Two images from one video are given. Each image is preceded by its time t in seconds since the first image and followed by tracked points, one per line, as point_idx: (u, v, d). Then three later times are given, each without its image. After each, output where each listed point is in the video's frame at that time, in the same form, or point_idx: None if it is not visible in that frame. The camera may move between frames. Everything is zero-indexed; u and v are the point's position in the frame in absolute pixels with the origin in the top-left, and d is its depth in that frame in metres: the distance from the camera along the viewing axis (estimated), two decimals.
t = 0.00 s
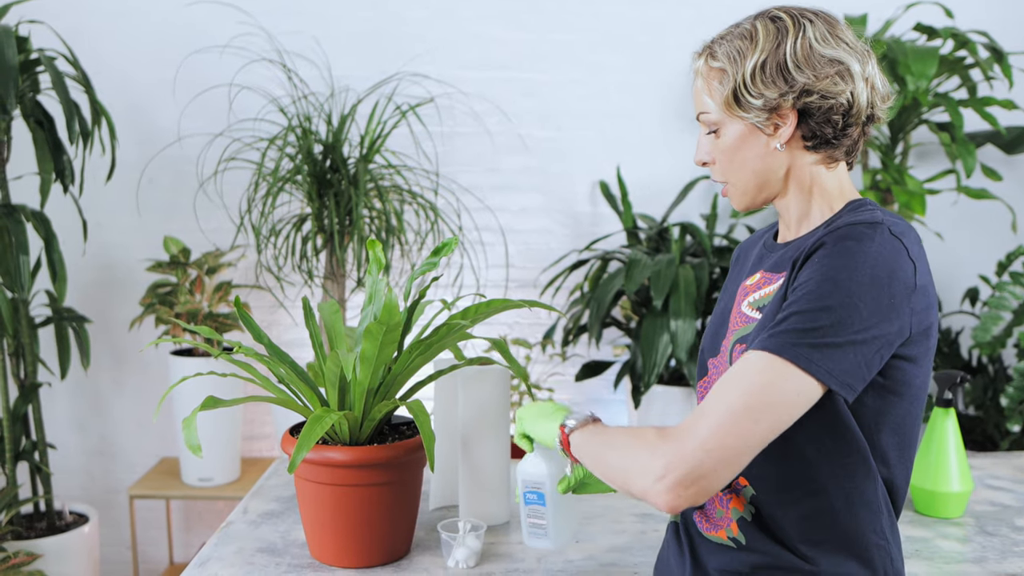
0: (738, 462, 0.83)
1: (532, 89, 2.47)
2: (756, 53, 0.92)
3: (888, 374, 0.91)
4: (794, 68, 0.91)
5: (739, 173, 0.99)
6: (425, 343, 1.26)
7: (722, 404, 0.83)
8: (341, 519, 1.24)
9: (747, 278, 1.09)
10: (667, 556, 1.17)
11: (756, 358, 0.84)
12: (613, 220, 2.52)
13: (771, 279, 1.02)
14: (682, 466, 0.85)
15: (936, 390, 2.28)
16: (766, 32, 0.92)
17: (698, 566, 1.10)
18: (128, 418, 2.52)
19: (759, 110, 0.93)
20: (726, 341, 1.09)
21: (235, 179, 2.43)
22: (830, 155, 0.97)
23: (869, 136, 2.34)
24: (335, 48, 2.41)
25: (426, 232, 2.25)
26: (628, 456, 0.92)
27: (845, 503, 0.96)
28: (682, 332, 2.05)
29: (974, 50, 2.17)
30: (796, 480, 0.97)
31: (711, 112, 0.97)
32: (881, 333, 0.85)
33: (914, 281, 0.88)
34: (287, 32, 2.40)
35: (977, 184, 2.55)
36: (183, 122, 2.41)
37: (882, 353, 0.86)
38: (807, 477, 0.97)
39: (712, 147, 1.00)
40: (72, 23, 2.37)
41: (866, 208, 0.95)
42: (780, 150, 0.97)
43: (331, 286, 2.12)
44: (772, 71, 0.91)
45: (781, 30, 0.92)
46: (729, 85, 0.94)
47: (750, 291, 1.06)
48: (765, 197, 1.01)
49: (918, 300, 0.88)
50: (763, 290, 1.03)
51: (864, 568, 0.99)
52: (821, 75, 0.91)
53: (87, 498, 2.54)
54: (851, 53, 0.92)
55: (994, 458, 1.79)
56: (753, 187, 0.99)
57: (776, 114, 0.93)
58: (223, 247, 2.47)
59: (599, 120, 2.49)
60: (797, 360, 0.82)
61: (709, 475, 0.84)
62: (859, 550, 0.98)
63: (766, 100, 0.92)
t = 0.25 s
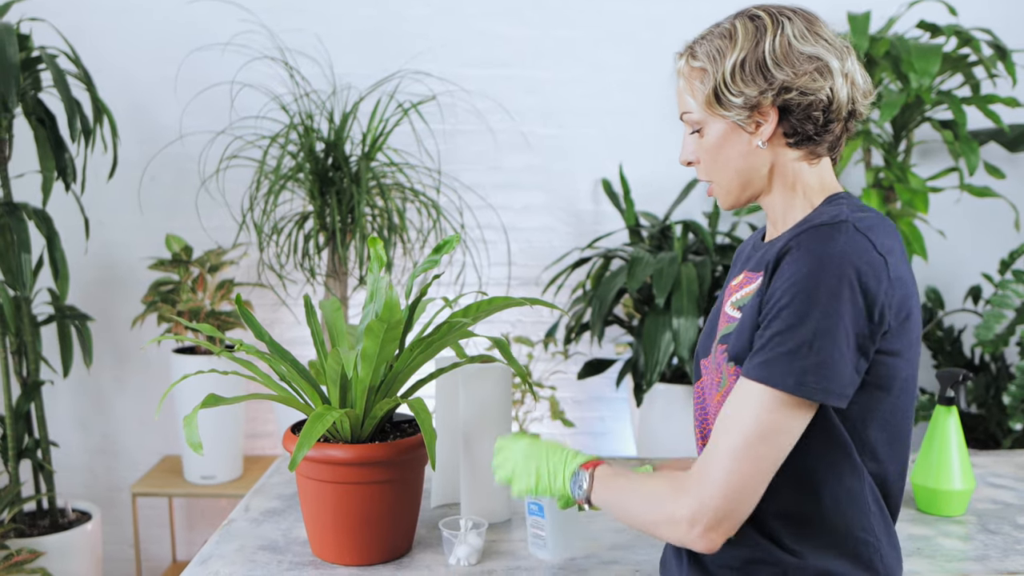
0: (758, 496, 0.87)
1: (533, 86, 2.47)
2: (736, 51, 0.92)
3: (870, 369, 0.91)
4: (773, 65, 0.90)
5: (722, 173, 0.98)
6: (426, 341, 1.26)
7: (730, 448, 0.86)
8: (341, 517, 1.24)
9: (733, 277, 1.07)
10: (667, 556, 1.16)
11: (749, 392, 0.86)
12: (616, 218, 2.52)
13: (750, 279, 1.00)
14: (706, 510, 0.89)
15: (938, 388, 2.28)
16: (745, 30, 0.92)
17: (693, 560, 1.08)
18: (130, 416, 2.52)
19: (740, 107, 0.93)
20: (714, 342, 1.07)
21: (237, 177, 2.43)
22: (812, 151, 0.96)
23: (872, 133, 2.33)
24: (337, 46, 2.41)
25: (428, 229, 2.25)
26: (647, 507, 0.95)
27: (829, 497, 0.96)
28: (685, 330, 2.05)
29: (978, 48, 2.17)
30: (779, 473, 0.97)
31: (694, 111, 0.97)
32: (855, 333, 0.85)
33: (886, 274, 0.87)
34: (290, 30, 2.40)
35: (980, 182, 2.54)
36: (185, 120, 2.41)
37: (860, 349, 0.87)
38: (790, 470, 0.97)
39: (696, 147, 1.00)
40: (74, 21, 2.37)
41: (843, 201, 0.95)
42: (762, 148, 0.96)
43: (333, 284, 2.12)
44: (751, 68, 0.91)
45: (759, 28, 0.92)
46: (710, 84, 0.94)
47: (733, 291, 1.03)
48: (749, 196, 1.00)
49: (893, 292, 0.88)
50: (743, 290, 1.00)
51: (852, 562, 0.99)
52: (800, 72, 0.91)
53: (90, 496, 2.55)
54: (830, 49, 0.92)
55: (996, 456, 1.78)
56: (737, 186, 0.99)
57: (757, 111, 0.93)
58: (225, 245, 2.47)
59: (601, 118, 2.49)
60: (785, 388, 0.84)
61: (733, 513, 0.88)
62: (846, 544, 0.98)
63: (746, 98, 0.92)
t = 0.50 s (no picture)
0: (727, 477, 0.92)
1: (535, 85, 2.47)
2: (722, 51, 0.93)
3: (853, 367, 0.93)
4: (759, 64, 0.91)
5: (711, 173, 0.99)
6: (427, 340, 1.25)
7: (700, 438, 0.91)
8: (342, 516, 1.24)
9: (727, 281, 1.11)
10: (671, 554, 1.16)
11: (714, 386, 0.91)
12: (618, 216, 2.52)
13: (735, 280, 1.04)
14: (681, 497, 0.94)
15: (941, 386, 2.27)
16: (730, 30, 0.93)
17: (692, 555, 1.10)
18: (133, 414, 2.52)
19: (727, 107, 0.93)
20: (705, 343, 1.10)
21: (239, 175, 2.43)
22: (800, 148, 0.97)
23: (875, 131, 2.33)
24: (339, 44, 2.41)
25: (430, 227, 2.24)
26: (631, 507, 1.00)
27: (820, 494, 0.97)
28: (687, 329, 2.05)
29: (981, 45, 2.16)
30: (767, 470, 0.99)
31: (682, 112, 0.98)
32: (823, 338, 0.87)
33: (856, 278, 0.88)
34: (292, 28, 2.40)
35: (983, 180, 2.53)
36: (187, 118, 2.41)
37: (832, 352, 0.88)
38: (779, 467, 0.98)
39: (685, 148, 1.00)
40: (76, 19, 2.37)
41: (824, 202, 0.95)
42: (750, 147, 0.97)
43: (335, 282, 2.12)
44: (738, 68, 0.92)
45: (744, 27, 0.93)
46: (698, 85, 0.95)
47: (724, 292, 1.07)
48: (737, 196, 1.01)
49: (867, 295, 0.89)
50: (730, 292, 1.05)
51: (846, 559, 0.99)
52: (785, 70, 0.91)
53: (92, 495, 2.55)
54: (814, 47, 0.93)
55: (999, 455, 1.78)
56: (725, 186, 0.99)
57: (744, 111, 0.94)
58: (227, 243, 2.47)
59: (603, 116, 2.49)
60: (750, 392, 0.88)
61: (706, 498, 0.93)
62: (840, 541, 0.98)
63: (734, 97, 0.93)
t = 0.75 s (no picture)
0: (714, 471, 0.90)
1: (537, 83, 2.46)
2: (711, 51, 0.93)
3: (848, 360, 0.92)
4: (748, 63, 0.91)
5: (702, 172, 0.98)
6: (430, 338, 1.25)
7: (687, 428, 0.90)
8: (345, 516, 1.24)
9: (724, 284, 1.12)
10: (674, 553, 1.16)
11: (706, 374, 0.90)
12: (620, 215, 2.52)
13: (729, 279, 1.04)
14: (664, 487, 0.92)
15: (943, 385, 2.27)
16: (719, 30, 0.93)
17: (696, 555, 1.10)
18: (134, 413, 2.52)
19: (717, 106, 0.93)
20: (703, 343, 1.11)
21: (240, 174, 2.43)
22: (790, 147, 0.97)
23: (876, 129, 2.33)
24: (340, 42, 2.41)
25: (432, 226, 2.24)
26: (611, 496, 0.98)
27: (818, 490, 0.97)
28: (689, 327, 2.04)
29: (983, 43, 2.15)
30: (764, 468, 0.99)
31: (672, 112, 0.98)
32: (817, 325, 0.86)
33: (849, 267, 0.88)
34: (293, 26, 2.39)
35: (985, 179, 2.53)
36: (188, 117, 2.40)
37: (825, 341, 0.87)
38: (776, 465, 0.98)
39: (676, 148, 1.00)
40: (77, 17, 2.36)
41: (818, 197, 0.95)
42: (740, 146, 0.97)
43: (336, 281, 2.12)
44: (727, 67, 0.92)
45: (733, 27, 0.93)
46: (687, 84, 0.94)
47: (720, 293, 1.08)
48: (728, 195, 1.01)
49: (861, 286, 0.89)
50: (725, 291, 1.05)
51: (846, 555, 0.99)
52: (773, 69, 0.91)
53: (93, 493, 2.55)
54: (803, 47, 0.93)
55: (1002, 454, 1.78)
56: (716, 184, 0.99)
57: (734, 110, 0.93)
58: (228, 242, 2.47)
59: (604, 114, 2.49)
60: (743, 380, 0.86)
61: (689, 490, 0.91)
62: (838, 536, 0.98)
63: (723, 97, 0.92)
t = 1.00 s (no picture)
0: (674, 442, 0.94)
1: (538, 82, 2.46)
2: (710, 50, 0.93)
3: (838, 356, 0.92)
4: (747, 63, 0.91)
5: (699, 171, 0.98)
6: (432, 337, 1.25)
7: (656, 402, 0.93)
8: (346, 516, 1.23)
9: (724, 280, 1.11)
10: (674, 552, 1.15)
11: (683, 353, 0.92)
12: (621, 214, 2.51)
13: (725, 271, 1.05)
14: (629, 452, 0.97)
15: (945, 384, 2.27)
16: (719, 29, 0.93)
17: (695, 552, 1.09)
18: (134, 412, 2.52)
19: (716, 105, 0.93)
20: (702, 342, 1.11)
21: (241, 173, 2.43)
22: (788, 146, 0.97)
23: (878, 128, 2.32)
24: (341, 41, 2.40)
25: (433, 225, 2.24)
26: (579, 454, 1.03)
27: (810, 482, 0.96)
28: (690, 326, 2.04)
29: (984, 42, 2.15)
30: (756, 460, 0.98)
31: (671, 111, 0.97)
32: (800, 319, 0.87)
33: (837, 266, 0.88)
34: (293, 25, 2.39)
35: (987, 178, 2.52)
36: (188, 116, 2.40)
37: (808, 335, 0.88)
38: (768, 457, 0.97)
39: (674, 147, 0.99)
40: (77, 16, 2.36)
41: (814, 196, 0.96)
42: (739, 145, 0.96)
43: (337, 280, 2.11)
44: (726, 66, 0.92)
45: (733, 27, 0.93)
46: (686, 84, 0.94)
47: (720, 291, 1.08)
48: (725, 193, 1.00)
49: (851, 284, 0.89)
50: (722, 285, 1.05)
51: (841, 550, 0.98)
52: (773, 69, 0.92)
53: (94, 493, 2.54)
54: (801, 46, 0.93)
55: (1004, 454, 1.78)
56: (714, 184, 0.99)
57: (733, 109, 0.93)
58: (229, 241, 2.46)
59: (605, 113, 2.48)
60: (720, 367, 0.88)
61: (651, 457, 0.96)
62: (833, 529, 0.97)
63: (722, 96, 0.92)
